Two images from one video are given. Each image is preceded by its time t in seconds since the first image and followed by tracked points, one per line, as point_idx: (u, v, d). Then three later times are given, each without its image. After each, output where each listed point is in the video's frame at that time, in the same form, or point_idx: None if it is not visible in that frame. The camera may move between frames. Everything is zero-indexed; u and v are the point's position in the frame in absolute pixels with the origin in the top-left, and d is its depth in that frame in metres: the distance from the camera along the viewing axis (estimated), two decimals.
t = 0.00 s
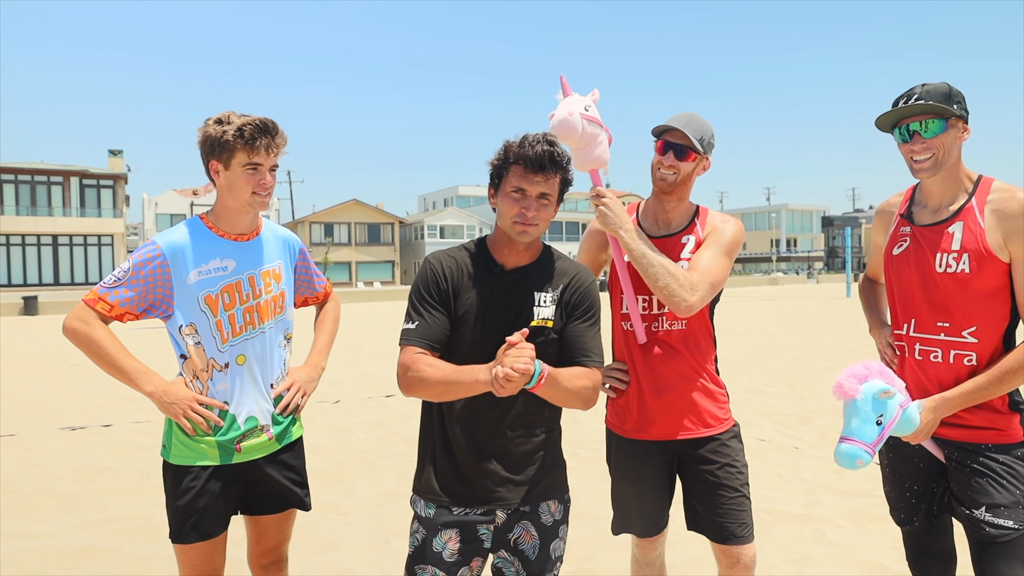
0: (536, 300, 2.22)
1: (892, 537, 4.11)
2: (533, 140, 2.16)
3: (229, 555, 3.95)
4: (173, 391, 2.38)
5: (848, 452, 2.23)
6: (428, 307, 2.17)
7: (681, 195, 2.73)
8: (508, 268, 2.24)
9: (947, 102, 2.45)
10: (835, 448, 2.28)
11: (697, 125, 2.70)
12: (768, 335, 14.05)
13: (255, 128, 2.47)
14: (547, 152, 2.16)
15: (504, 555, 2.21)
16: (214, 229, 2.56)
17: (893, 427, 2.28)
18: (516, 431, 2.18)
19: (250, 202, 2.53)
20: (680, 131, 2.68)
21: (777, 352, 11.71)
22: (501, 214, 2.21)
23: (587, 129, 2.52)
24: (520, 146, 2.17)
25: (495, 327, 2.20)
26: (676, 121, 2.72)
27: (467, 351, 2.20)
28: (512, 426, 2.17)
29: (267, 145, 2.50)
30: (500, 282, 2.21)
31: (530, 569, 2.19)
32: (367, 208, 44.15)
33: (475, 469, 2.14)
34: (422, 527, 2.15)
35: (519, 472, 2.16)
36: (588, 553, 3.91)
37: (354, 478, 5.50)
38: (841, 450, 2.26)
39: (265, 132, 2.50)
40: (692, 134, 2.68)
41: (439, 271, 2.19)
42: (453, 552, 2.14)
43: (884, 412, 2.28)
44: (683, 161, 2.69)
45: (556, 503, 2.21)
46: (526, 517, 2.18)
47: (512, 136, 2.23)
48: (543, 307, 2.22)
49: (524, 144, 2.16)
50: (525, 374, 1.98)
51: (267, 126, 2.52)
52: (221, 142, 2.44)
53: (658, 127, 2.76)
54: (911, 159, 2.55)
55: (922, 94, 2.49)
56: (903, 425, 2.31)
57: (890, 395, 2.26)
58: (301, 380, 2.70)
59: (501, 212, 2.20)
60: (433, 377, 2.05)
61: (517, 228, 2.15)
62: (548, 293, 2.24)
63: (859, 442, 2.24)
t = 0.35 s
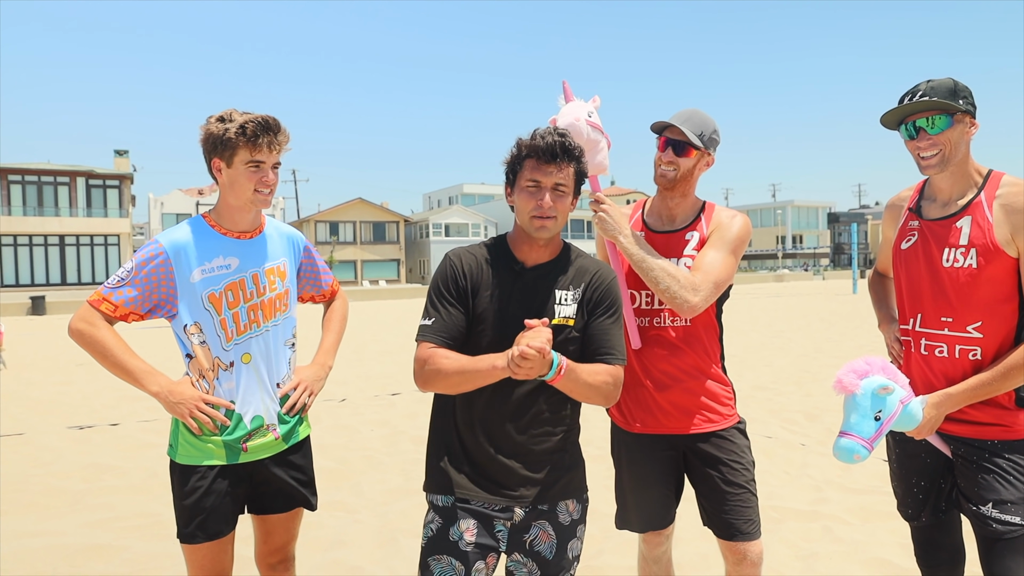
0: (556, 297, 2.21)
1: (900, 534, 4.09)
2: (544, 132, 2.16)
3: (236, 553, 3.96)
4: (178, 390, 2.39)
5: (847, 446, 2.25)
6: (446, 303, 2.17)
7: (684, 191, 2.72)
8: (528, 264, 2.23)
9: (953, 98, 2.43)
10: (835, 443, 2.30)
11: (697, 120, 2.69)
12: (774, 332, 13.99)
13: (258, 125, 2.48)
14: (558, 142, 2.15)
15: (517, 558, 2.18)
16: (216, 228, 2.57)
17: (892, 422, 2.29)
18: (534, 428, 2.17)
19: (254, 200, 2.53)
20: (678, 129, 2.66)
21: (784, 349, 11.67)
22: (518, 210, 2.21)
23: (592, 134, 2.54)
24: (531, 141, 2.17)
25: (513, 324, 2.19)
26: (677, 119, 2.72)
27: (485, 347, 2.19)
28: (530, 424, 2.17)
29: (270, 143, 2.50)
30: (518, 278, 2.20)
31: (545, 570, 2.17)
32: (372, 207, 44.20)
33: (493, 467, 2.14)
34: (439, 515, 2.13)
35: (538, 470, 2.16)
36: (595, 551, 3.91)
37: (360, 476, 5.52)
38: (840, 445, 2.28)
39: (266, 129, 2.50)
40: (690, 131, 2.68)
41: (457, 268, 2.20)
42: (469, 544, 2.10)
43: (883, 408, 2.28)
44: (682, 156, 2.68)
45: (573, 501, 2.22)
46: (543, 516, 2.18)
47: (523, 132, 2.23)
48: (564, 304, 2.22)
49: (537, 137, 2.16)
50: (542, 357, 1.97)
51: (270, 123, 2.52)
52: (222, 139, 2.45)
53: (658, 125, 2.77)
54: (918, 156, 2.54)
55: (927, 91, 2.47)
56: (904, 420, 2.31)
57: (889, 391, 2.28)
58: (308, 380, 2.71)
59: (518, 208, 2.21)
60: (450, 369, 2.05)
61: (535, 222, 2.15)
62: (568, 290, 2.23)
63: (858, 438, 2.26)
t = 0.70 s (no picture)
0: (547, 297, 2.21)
1: (898, 536, 4.09)
2: (515, 131, 2.14)
3: (233, 554, 3.94)
4: (174, 392, 2.38)
5: (844, 449, 2.25)
6: (436, 308, 2.15)
7: (683, 192, 2.71)
8: (515, 265, 2.22)
9: (951, 100, 2.43)
10: (832, 445, 2.30)
11: (696, 121, 2.68)
12: (771, 334, 14.01)
13: (238, 123, 2.48)
14: (532, 140, 2.14)
15: (511, 562, 2.18)
16: (211, 226, 2.56)
17: (890, 425, 2.29)
18: (528, 433, 2.16)
19: (238, 198, 2.51)
20: (676, 130, 2.66)
21: (780, 351, 11.68)
22: (499, 213, 2.20)
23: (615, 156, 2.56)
24: (503, 141, 2.16)
25: (506, 324, 2.18)
26: (674, 119, 2.71)
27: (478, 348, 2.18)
28: (523, 429, 2.16)
29: (251, 140, 2.50)
30: (509, 279, 2.20)
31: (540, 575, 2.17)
32: (370, 207, 44.16)
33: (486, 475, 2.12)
34: (430, 534, 2.11)
35: (532, 476, 2.15)
36: (592, 552, 3.90)
37: (357, 477, 5.50)
38: (837, 447, 2.28)
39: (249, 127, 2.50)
40: (690, 132, 2.66)
41: (448, 270, 2.19)
42: (462, 559, 2.11)
43: (881, 409, 2.28)
44: (681, 158, 2.68)
45: (565, 506, 2.21)
46: (536, 524, 2.16)
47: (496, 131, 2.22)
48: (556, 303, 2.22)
49: (508, 137, 2.15)
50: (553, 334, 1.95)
51: (254, 121, 2.52)
52: (202, 139, 2.48)
53: (657, 127, 2.76)
54: (917, 158, 2.54)
55: (925, 93, 2.48)
56: (902, 422, 2.31)
57: (886, 392, 2.28)
58: (306, 382, 2.69)
59: (498, 211, 2.19)
60: (452, 368, 2.02)
61: (517, 224, 2.14)
62: (557, 289, 2.23)
63: (856, 440, 2.26)
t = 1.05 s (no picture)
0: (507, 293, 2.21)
1: (886, 538, 4.12)
2: (452, 130, 2.10)
3: (221, 558, 3.90)
4: (162, 394, 2.35)
5: (838, 455, 2.28)
6: (395, 317, 2.09)
7: (675, 196, 2.71)
8: (469, 266, 2.20)
9: (932, 110, 2.46)
10: (825, 451, 2.33)
11: (680, 124, 2.70)
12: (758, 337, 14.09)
13: (216, 124, 2.47)
14: (469, 137, 2.10)
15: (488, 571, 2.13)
16: (200, 228, 2.54)
17: (882, 431, 2.31)
18: (500, 436, 2.13)
19: (219, 198, 2.49)
20: (661, 134, 2.67)
21: (768, 354, 11.76)
22: (445, 216, 2.16)
23: (546, 173, 3.21)
24: (439, 143, 2.11)
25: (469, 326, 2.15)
26: (661, 124, 2.73)
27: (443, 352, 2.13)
28: (496, 433, 2.13)
29: (229, 141, 2.48)
30: (466, 280, 2.18)
31: None
32: (359, 208, 44.01)
33: (461, 483, 2.07)
34: (407, 551, 2.05)
35: (507, 480, 2.12)
36: (583, 555, 3.90)
37: (346, 480, 5.47)
38: (830, 454, 2.31)
39: (228, 128, 2.49)
40: (674, 135, 2.68)
41: (404, 277, 2.14)
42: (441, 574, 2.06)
43: (873, 415, 2.30)
44: (669, 162, 2.69)
45: (541, 514, 2.19)
46: (515, 535, 2.14)
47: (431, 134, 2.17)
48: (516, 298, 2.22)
49: (445, 137, 2.11)
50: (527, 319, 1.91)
51: (234, 122, 2.51)
52: (184, 141, 2.48)
53: (641, 134, 2.78)
54: (899, 164, 2.59)
55: (910, 100, 2.51)
56: (893, 428, 2.32)
57: (878, 399, 2.30)
58: (295, 384, 2.66)
59: (444, 214, 2.15)
60: (417, 371, 1.96)
61: (468, 225, 2.11)
62: (516, 283, 2.24)
63: (848, 446, 2.28)
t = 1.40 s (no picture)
0: (484, 301, 2.14)
1: (884, 545, 4.13)
2: (418, 130, 2.05)
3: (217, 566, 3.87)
4: (162, 402, 2.34)
5: (839, 465, 2.29)
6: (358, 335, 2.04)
7: (680, 203, 2.73)
8: (440, 274, 2.13)
9: (936, 119, 2.48)
10: (827, 461, 2.33)
11: (682, 129, 2.70)
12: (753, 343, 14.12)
13: (214, 131, 2.46)
14: (436, 137, 2.06)
15: None
16: (200, 234, 2.53)
17: (883, 439, 2.31)
18: (482, 450, 2.07)
19: (219, 206, 2.49)
20: (665, 140, 2.69)
21: (763, 360, 11.78)
22: (412, 220, 2.10)
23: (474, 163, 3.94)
24: (405, 144, 2.07)
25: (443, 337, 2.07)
26: (665, 130, 2.74)
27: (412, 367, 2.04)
28: (480, 447, 2.07)
29: (228, 147, 2.47)
30: (437, 290, 2.10)
31: None
32: (354, 214, 43.96)
33: (444, 500, 2.02)
34: (395, 570, 1.99)
35: (493, 493, 2.08)
36: (582, 563, 3.89)
37: (343, 487, 5.44)
38: (833, 463, 2.31)
39: (227, 134, 2.48)
40: (678, 140, 2.69)
41: (365, 295, 2.07)
42: None
43: (874, 424, 2.31)
44: (674, 167, 2.71)
45: (530, 525, 2.17)
46: (506, 548, 2.08)
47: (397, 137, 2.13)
48: (494, 306, 2.15)
49: (410, 138, 2.06)
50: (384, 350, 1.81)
51: (232, 128, 2.49)
52: (183, 148, 2.47)
53: (645, 139, 2.79)
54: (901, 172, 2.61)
55: (913, 109, 2.54)
56: (895, 437, 2.33)
57: (879, 408, 2.30)
58: (295, 392, 2.65)
59: (411, 218, 2.09)
60: (339, 400, 1.95)
61: (435, 228, 2.04)
62: (492, 291, 2.16)
63: (851, 455, 2.29)
